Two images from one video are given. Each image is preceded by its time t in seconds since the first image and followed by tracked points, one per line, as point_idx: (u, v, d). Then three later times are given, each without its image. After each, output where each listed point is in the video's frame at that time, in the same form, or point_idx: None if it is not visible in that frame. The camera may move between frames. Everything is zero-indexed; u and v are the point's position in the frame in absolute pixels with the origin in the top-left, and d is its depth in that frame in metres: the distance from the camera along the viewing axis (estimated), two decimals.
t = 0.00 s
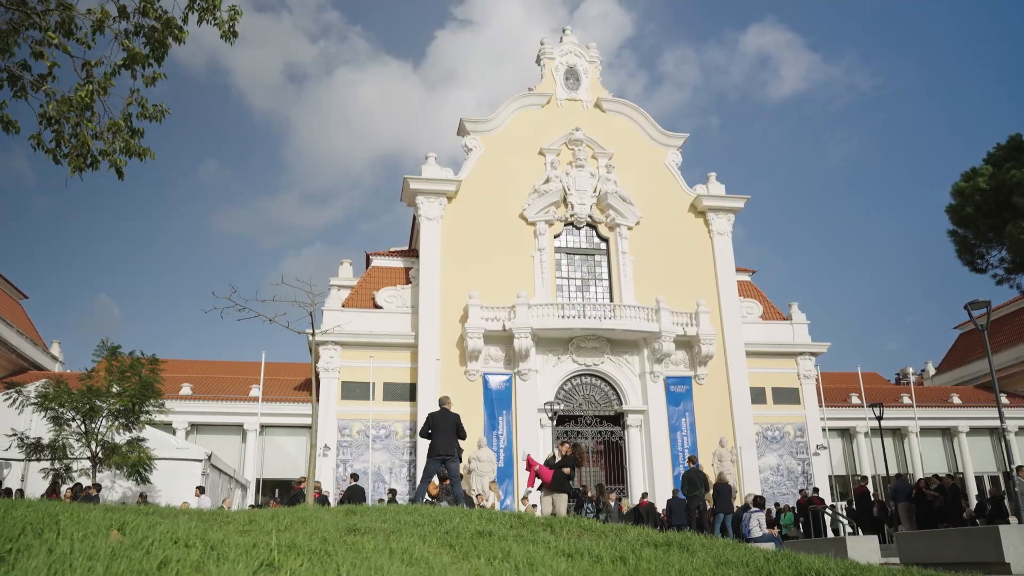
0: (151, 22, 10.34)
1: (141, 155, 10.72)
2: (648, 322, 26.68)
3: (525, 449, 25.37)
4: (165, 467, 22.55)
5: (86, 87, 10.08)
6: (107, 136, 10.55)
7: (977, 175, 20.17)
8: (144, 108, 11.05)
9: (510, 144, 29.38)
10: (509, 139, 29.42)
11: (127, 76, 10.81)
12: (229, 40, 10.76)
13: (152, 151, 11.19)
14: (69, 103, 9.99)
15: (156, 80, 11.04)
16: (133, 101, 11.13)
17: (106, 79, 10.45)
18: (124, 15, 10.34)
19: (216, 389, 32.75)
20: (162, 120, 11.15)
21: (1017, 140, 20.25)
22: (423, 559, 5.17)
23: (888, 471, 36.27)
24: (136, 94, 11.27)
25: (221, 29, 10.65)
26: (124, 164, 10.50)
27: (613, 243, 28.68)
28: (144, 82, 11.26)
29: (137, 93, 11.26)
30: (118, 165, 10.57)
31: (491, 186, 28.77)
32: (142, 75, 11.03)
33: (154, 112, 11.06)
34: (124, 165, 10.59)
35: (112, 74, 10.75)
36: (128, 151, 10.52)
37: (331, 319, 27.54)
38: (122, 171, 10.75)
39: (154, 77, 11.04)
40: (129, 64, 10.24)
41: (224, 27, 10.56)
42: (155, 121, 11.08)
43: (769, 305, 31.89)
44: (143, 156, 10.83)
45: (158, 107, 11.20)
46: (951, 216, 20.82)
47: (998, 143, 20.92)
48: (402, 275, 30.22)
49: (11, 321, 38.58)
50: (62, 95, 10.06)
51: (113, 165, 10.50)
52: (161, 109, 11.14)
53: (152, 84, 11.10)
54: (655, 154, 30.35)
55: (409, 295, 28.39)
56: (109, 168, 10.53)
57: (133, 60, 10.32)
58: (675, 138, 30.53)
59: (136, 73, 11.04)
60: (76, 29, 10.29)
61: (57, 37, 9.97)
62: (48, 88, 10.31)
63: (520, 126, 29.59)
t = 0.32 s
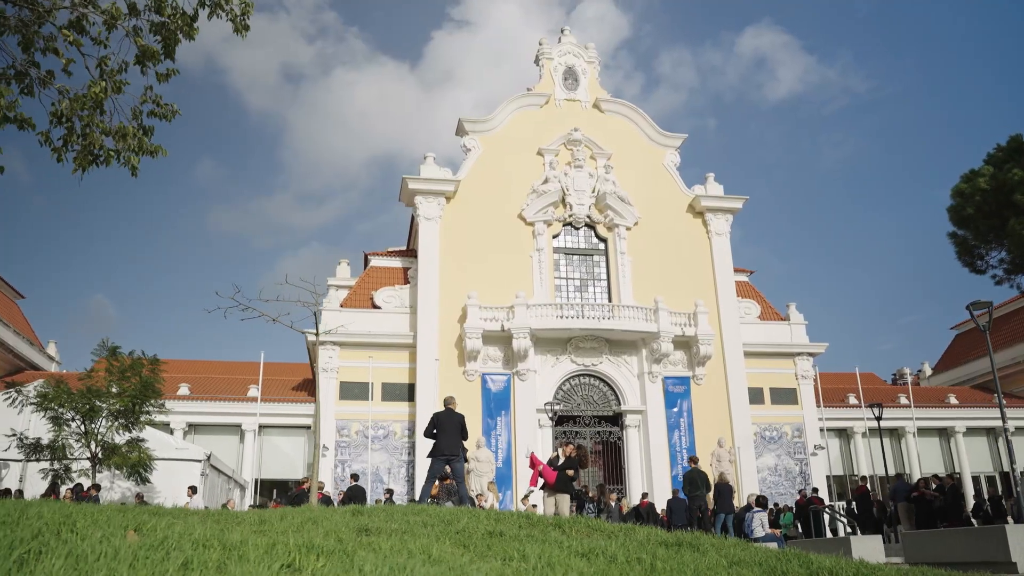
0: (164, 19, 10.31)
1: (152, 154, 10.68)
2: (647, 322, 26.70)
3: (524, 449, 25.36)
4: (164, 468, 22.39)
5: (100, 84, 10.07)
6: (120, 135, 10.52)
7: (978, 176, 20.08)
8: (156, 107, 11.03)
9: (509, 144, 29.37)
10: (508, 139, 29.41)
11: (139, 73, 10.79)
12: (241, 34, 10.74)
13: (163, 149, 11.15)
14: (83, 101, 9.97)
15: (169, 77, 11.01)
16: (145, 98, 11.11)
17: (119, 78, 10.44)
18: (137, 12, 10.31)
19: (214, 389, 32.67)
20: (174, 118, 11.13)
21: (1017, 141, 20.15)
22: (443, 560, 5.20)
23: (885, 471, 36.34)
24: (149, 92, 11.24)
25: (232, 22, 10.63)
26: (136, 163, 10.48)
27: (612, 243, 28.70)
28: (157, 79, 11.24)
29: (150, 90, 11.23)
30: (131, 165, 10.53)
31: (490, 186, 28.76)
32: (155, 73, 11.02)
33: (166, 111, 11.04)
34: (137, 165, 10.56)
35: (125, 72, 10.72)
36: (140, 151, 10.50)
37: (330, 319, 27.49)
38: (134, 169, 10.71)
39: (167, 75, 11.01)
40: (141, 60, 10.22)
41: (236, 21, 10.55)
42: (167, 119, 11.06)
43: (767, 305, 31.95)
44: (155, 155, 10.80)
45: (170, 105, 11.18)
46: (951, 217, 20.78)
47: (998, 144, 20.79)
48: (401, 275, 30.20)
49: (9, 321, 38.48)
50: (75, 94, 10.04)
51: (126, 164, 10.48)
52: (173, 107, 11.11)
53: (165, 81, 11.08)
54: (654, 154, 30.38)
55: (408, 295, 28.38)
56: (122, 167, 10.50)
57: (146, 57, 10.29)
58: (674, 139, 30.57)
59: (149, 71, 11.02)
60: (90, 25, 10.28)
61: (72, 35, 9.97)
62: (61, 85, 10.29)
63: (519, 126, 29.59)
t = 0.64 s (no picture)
0: (175, 14, 10.22)
1: (161, 150, 10.60)
2: (643, 322, 26.74)
3: (520, 450, 25.34)
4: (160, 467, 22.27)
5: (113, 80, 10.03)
6: (131, 131, 10.46)
7: (975, 177, 20.14)
8: (168, 103, 10.93)
9: (505, 144, 29.35)
10: (504, 139, 29.40)
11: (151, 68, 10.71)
12: (251, 27, 10.63)
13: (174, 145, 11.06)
14: (94, 98, 9.93)
15: (180, 73, 10.93)
16: (157, 94, 11.02)
17: (131, 74, 10.36)
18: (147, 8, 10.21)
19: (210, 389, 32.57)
20: (185, 113, 11.04)
21: (1014, 142, 20.21)
22: (460, 560, 5.25)
23: (879, 472, 36.44)
24: (161, 88, 11.15)
25: (242, 14, 10.51)
26: (149, 160, 10.42)
27: (608, 243, 28.73)
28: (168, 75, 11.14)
29: (161, 86, 11.13)
30: (143, 162, 10.47)
31: (486, 186, 28.74)
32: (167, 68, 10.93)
33: (177, 106, 10.95)
34: (150, 161, 10.50)
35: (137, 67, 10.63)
36: (152, 147, 10.45)
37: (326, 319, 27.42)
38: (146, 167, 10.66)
39: (178, 70, 10.92)
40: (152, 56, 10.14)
41: (246, 15, 10.44)
42: (178, 114, 10.97)
43: (763, 306, 32.01)
44: (165, 151, 10.72)
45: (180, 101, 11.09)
46: (948, 217, 20.82)
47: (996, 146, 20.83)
48: (397, 275, 30.15)
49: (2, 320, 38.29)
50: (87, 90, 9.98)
51: (139, 161, 10.43)
52: (184, 102, 11.01)
53: (177, 77, 10.99)
54: (650, 155, 30.41)
55: (404, 295, 28.34)
56: (134, 164, 10.45)
57: (157, 53, 10.21)
58: (670, 139, 30.61)
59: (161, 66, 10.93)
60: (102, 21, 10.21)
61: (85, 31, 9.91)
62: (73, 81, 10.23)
63: (515, 126, 29.58)
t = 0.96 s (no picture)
0: (186, 13, 10.16)
1: (172, 148, 10.55)
2: (638, 323, 26.76)
3: (514, 450, 25.31)
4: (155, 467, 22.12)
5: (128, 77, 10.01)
6: (143, 128, 10.41)
7: (972, 180, 20.22)
8: (178, 101, 10.88)
9: (500, 144, 29.33)
10: (499, 139, 29.38)
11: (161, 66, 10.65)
12: (260, 28, 10.59)
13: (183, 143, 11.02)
14: (106, 94, 9.86)
15: (191, 72, 10.88)
16: (168, 92, 10.96)
17: (142, 71, 10.30)
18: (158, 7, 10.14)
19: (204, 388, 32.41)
20: (194, 112, 10.98)
21: (1010, 145, 20.32)
22: (478, 562, 5.33)
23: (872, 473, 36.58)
24: (171, 87, 11.10)
25: (250, 17, 10.47)
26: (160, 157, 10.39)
27: (603, 244, 28.75)
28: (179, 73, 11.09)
29: (172, 84, 11.08)
30: (153, 159, 10.43)
31: (482, 186, 28.71)
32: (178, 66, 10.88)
33: (187, 105, 10.90)
34: (161, 158, 10.47)
35: (148, 66, 10.58)
36: (164, 145, 10.42)
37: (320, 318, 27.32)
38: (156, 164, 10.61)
39: (189, 69, 10.87)
40: (163, 54, 10.08)
41: (255, 15, 10.40)
42: (187, 113, 10.91)
43: (757, 307, 32.07)
44: (176, 149, 10.67)
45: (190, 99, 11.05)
46: (945, 219, 20.87)
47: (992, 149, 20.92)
48: (392, 274, 30.07)
49: None
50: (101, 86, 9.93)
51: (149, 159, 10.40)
52: (194, 101, 10.96)
53: (187, 75, 10.94)
54: (645, 155, 30.44)
55: (399, 294, 28.28)
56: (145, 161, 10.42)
57: (168, 52, 10.14)
58: (665, 141, 30.65)
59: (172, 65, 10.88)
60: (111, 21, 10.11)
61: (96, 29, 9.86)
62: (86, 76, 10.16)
63: (510, 126, 29.56)
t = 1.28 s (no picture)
0: (198, 11, 10.12)
1: (184, 144, 10.49)
2: (634, 324, 26.80)
3: (510, 450, 25.28)
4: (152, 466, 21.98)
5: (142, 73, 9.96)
6: (156, 125, 10.36)
7: (971, 182, 20.28)
8: (190, 99, 10.82)
9: (497, 144, 29.32)
10: (496, 139, 29.37)
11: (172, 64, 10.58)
12: (268, 26, 10.53)
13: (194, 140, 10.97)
14: (121, 90, 9.81)
15: (203, 68, 10.81)
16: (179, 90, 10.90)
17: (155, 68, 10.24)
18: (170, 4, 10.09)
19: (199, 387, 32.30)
20: (206, 109, 10.91)
21: (1008, 148, 20.40)
22: (494, 563, 5.38)
23: (866, 475, 36.68)
24: (182, 85, 11.03)
25: (258, 17, 10.44)
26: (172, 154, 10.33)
27: (599, 244, 28.76)
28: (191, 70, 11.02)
29: (184, 81, 11.01)
30: (166, 157, 10.38)
31: (478, 186, 28.69)
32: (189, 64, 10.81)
33: (198, 102, 10.83)
34: (172, 155, 10.42)
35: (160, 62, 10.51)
36: (177, 141, 10.37)
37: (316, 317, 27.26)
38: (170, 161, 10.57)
39: (201, 65, 10.80)
40: (176, 51, 10.03)
41: (263, 14, 10.36)
42: (199, 110, 10.84)
43: (752, 309, 32.13)
44: (187, 146, 10.63)
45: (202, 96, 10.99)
46: (944, 222, 20.93)
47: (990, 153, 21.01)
48: (389, 274, 30.01)
49: None
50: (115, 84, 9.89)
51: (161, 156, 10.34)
52: (205, 98, 10.90)
53: (199, 72, 10.88)
54: (642, 157, 30.47)
55: (395, 294, 28.23)
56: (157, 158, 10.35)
57: (181, 49, 10.09)
58: (662, 142, 30.69)
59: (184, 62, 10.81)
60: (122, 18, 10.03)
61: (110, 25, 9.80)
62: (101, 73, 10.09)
63: (508, 126, 29.54)
